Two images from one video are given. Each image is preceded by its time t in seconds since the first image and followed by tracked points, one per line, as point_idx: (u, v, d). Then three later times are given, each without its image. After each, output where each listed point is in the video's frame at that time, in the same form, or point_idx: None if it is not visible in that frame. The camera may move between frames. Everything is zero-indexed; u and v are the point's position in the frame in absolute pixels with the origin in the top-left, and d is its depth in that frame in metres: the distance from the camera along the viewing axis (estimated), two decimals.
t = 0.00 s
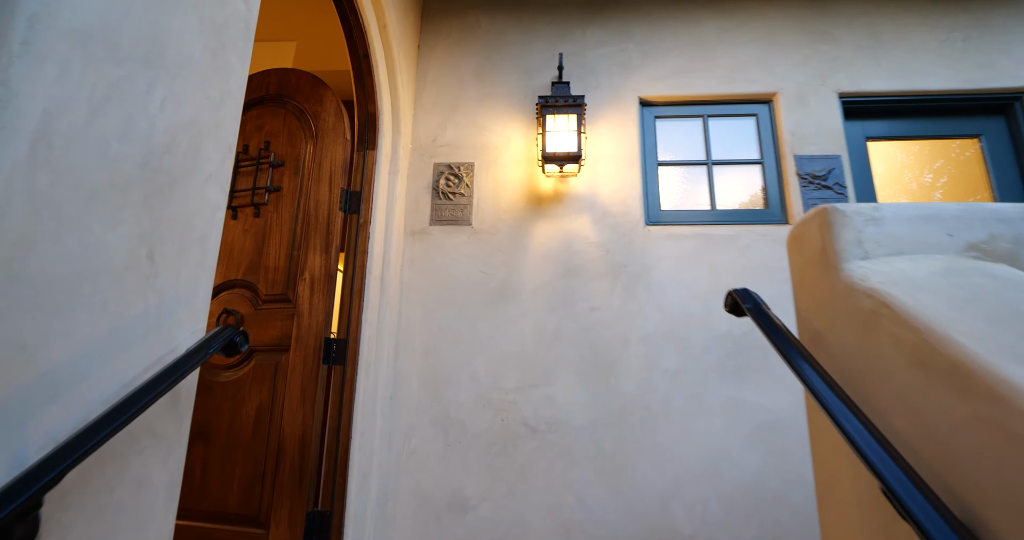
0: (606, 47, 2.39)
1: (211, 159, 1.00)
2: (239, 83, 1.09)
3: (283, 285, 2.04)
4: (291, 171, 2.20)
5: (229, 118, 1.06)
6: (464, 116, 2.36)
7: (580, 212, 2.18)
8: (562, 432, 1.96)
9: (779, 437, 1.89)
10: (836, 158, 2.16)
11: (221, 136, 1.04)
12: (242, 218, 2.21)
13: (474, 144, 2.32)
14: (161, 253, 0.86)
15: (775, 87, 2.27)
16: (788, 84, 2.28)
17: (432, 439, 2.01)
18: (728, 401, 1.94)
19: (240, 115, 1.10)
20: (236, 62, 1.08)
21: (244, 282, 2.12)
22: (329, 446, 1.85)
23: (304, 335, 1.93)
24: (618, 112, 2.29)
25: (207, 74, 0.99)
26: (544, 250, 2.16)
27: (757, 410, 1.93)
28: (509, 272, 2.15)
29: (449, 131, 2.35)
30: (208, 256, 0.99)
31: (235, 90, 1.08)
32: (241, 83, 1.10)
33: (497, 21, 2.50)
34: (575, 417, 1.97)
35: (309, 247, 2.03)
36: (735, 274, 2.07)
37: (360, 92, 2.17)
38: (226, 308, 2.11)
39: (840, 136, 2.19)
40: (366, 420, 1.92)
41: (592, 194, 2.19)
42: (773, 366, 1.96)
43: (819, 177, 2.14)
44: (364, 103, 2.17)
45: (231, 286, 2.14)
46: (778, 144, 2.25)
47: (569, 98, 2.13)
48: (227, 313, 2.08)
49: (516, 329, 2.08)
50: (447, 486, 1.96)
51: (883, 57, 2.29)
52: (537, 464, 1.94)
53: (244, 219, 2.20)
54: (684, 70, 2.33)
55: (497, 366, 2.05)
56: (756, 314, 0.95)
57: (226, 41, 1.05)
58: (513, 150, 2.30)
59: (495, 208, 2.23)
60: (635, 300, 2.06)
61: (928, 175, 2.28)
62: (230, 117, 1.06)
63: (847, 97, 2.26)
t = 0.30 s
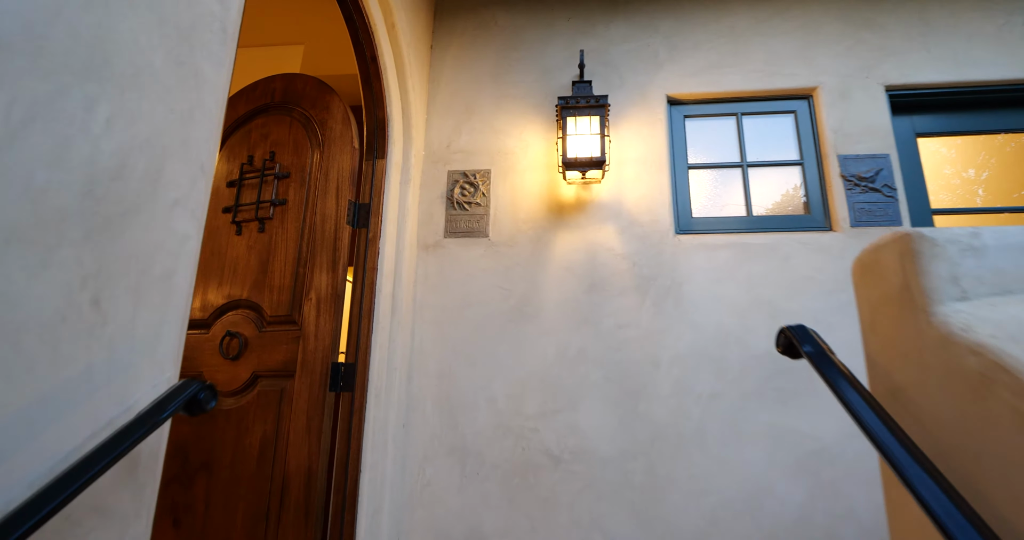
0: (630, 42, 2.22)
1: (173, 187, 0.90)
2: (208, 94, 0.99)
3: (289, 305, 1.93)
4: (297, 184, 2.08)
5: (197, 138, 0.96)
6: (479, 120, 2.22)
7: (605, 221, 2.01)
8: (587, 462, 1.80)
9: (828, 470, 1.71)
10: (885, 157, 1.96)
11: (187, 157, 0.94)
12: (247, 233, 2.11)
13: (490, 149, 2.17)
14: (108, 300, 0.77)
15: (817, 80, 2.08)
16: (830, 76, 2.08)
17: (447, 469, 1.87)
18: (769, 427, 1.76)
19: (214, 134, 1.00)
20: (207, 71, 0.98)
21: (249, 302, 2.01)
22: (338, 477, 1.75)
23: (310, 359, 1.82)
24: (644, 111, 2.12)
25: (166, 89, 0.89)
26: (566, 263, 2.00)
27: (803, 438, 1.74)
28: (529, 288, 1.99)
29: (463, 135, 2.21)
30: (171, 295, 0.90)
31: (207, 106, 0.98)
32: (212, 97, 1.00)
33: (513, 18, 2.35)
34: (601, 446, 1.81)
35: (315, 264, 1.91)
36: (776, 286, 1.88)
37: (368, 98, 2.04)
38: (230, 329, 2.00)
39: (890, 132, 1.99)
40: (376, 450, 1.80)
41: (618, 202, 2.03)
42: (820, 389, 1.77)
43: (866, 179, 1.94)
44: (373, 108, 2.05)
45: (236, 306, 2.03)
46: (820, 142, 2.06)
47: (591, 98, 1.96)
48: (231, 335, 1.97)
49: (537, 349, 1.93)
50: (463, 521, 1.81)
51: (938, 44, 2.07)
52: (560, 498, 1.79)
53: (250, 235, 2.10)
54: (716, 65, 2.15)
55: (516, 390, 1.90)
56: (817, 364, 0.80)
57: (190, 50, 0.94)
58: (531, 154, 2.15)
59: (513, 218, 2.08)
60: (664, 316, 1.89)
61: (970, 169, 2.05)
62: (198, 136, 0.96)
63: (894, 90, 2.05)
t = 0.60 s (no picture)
0: (656, 36, 2.03)
1: (118, 216, 0.72)
2: (166, 102, 0.81)
3: (288, 329, 1.79)
4: (299, 198, 1.95)
5: (151, 157, 0.77)
6: (492, 125, 2.05)
7: (631, 233, 1.83)
8: (617, 504, 1.62)
9: (892, 516, 1.51)
10: (952, 157, 1.74)
11: (137, 181, 0.75)
12: (247, 251, 1.98)
13: (506, 156, 2.01)
14: (20, 367, 0.60)
15: (868, 73, 1.87)
16: (884, 67, 1.86)
17: (462, 508, 1.71)
18: (825, 468, 1.56)
19: (175, 148, 0.82)
20: (164, 78, 0.80)
21: (249, 326, 1.88)
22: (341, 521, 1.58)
23: (311, 389, 1.67)
24: (675, 111, 1.93)
25: (107, 100, 0.71)
26: (589, 280, 1.82)
27: (865, 481, 1.54)
28: (549, 308, 1.82)
29: (476, 142, 2.04)
30: (116, 354, 0.71)
31: (162, 117, 0.80)
32: (172, 105, 0.82)
33: (529, 13, 2.18)
34: (632, 486, 1.63)
35: (317, 285, 1.77)
36: (828, 305, 1.68)
37: (372, 104, 1.89)
38: (229, 355, 1.87)
39: (955, 129, 1.76)
40: (383, 489, 1.65)
41: (646, 211, 1.84)
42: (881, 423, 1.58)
43: (931, 182, 1.72)
44: (378, 115, 1.89)
45: (235, 330, 1.90)
46: (874, 141, 1.84)
47: (616, 98, 1.77)
48: (229, 361, 1.84)
49: (559, 376, 1.75)
50: None
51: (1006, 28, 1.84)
52: None
53: (249, 253, 1.97)
54: (753, 58, 1.95)
55: (536, 422, 1.73)
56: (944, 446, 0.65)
57: (140, 50, 0.77)
58: (551, 161, 1.97)
59: (531, 231, 1.91)
60: (701, 340, 1.70)
61: (1020, 166, 1.82)
62: (153, 155, 0.77)
63: (961, 80, 1.82)
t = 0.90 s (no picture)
0: (681, 28, 1.86)
1: (21, 261, 0.57)
2: (97, 114, 0.65)
3: (284, 355, 1.65)
4: (295, 211, 1.80)
5: (73, 184, 0.62)
6: (503, 128, 1.89)
7: (657, 246, 1.66)
8: None
9: None
10: (1021, 156, 1.55)
11: (51, 215, 0.60)
12: (241, 269, 1.84)
13: (519, 162, 1.84)
14: None
15: (921, 63, 1.67)
16: (940, 56, 1.67)
17: None
18: (881, 513, 1.39)
19: (108, 171, 0.67)
20: (93, 84, 0.65)
21: (242, 350, 1.74)
22: None
23: (307, 422, 1.52)
24: (703, 110, 1.75)
25: (3, 115, 0.56)
26: (610, 299, 1.65)
27: (928, 529, 1.37)
28: (567, 329, 1.65)
29: (485, 147, 1.88)
30: (16, 437, 0.56)
31: (91, 134, 0.64)
32: (107, 117, 0.66)
33: (541, 6, 2.01)
34: (662, 530, 1.45)
35: (314, 306, 1.63)
36: (882, 325, 1.50)
37: (372, 108, 1.74)
38: (222, 383, 1.73)
39: None
40: (386, 531, 1.50)
41: (674, 222, 1.67)
42: (946, 460, 1.40)
43: (998, 185, 1.54)
44: (378, 120, 1.74)
45: (228, 355, 1.76)
46: (929, 140, 1.65)
47: (638, 96, 1.58)
48: (222, 390, 1.70)
49: (579, 406, 1.59)
50: None
51: None
52: None
53: (244, 271, 1.83)
54: (790, 49, 1.76)
55: (554, 456, 1.57)
56: None
57: (54, 50, 0.61)
58: (567, 167, 1.80)
59: (547, 244, 1.74)
60: (738, 366, 1.53)
61: None
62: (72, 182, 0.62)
63: None
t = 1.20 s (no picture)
0: (712, 17, 1.66)
1: None
2: None
3: (273, 386, 1.50)
4: (287, 226, 1.64)
5: None
6: (514, 131, 1.72)
7: (687, 261, 1.46)
8: None
9: None
10: None
11: None
12: (231, 289, 1.69)
13: (532, 169, 1.66)
14: None
15: (992, 49, 1.45)
16: (1016, 40, 1.45)
17: None
18: None
19: None
20: None
21: (230, 380, 1.59)
22: None
23: (296, 463, 1.37)
24: (739, 107, 1.56)
25: None
26: (634, 322, 1.46)
27: None
28: (586, 356, 1.46)
29: (495, 153, 1.71)
30: None
31: None
32: None
33: None
34: None
35: (305, 333, 1.47)
36: (954, 353, 1.28)
37: (369, 111, 1.58)
38: (208, 416, 1.58)
39: None
40: None
41: (707, 235, 1.47)
42: None
43: None
44: (376, 125, 1.57)
45: (216, 385, 1.61)
46: (1003, 137, 1.43)
47: (664, 93, 1.39)
48: (208, 423, 1.55)
49: (600, 445, 1.40)
50: None
51: None
52: None
53: (233, 291, 1.68)
54: (837, 37, 1.56)
55: (572, 502, 1.38)
56: None
57: None
58: (586, 174, 1.62)
59: (564, 260, 1.56)
60: (783, 401, 1.32)
61: None
62: None
63: None
